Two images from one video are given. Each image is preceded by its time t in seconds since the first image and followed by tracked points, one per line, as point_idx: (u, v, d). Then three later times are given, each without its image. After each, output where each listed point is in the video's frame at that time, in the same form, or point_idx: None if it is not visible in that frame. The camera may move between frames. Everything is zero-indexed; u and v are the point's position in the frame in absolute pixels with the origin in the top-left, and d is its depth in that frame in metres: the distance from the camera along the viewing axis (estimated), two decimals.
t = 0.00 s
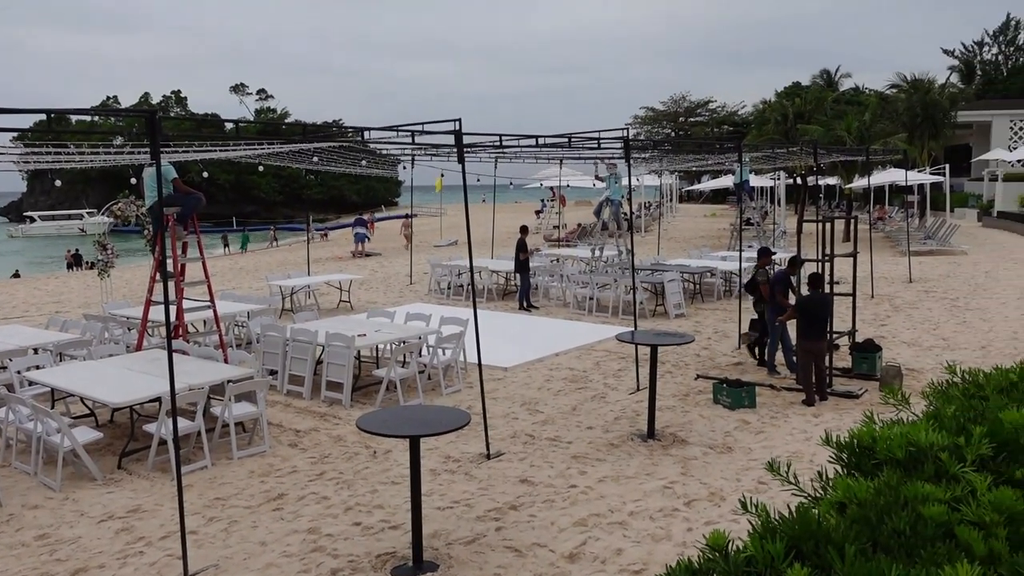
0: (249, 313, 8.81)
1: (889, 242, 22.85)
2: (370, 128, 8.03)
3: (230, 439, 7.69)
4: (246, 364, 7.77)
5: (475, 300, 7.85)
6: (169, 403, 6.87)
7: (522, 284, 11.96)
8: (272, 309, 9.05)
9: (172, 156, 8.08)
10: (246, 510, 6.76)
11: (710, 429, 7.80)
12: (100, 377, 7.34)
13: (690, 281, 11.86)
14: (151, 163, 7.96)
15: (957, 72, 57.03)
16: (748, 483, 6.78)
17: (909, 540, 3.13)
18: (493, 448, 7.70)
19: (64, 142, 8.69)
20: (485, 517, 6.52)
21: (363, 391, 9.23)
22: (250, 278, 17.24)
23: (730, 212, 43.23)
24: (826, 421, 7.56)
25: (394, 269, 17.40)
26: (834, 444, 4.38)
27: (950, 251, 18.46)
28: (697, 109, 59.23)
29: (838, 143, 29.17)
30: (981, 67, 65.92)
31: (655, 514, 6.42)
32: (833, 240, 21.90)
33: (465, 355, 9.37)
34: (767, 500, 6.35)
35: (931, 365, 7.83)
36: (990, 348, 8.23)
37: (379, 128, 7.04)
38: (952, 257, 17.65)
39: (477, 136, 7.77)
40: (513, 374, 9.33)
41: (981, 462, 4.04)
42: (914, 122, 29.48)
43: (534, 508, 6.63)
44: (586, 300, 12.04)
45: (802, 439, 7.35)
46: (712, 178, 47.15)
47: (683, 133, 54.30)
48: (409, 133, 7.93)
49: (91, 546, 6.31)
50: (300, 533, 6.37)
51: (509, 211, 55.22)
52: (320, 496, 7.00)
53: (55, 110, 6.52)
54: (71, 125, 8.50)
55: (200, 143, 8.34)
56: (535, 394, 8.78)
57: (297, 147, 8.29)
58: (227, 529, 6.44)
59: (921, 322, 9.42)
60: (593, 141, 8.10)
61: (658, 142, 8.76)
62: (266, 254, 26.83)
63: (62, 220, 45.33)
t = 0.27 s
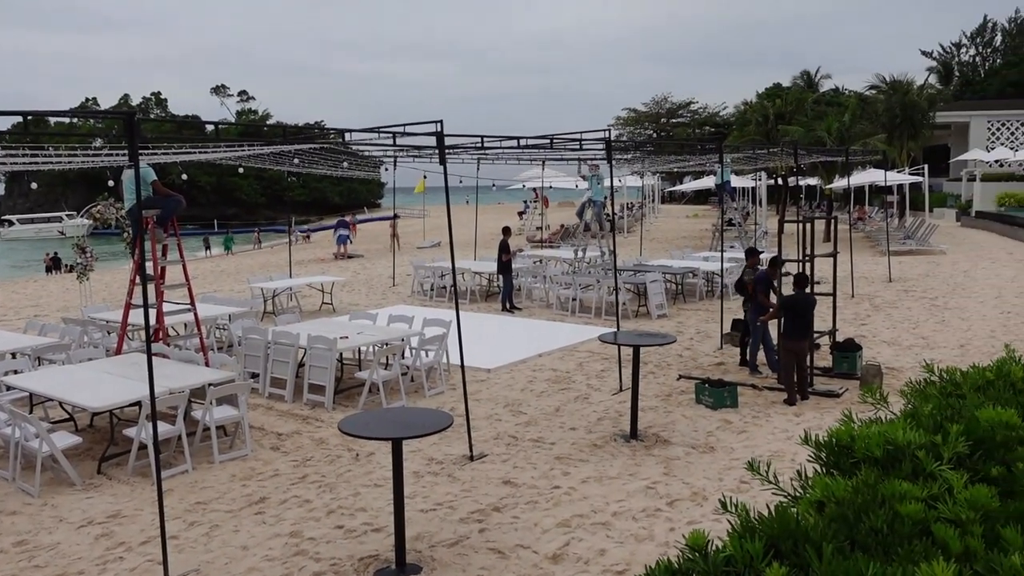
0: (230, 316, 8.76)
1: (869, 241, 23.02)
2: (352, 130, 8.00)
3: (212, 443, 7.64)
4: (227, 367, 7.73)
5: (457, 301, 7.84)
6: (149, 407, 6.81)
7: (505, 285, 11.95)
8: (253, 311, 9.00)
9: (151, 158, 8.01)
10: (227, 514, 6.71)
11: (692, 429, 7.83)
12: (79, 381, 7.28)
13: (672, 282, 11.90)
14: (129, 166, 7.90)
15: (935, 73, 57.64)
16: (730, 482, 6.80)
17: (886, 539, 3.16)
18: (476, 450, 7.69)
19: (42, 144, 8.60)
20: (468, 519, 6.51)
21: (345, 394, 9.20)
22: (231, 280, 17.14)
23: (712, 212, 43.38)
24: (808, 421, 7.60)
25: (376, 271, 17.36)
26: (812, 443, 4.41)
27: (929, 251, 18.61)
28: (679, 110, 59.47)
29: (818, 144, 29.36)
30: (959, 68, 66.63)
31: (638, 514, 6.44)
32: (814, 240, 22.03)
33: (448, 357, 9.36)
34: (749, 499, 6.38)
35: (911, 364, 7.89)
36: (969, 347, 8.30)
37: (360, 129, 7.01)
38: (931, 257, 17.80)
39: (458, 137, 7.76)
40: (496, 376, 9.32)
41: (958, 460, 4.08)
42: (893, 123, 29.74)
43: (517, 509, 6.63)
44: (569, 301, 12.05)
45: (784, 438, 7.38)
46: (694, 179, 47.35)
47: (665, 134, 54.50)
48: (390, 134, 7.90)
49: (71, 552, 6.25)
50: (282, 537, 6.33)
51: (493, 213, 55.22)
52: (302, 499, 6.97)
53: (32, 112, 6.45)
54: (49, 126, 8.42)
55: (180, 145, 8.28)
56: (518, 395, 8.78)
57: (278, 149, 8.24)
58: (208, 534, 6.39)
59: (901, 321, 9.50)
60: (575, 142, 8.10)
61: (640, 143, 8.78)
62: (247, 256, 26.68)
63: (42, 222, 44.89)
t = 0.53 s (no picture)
0: (211, 318, 8.71)
1: (849, 242, 23.21)
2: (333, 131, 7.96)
3: (192, 446, 7.59)
4: (209, 370, 7.68)
5: (439, 303, 7.84)
6: (129, 410, 6.75)
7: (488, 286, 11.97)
8: (234, 314, 8.96)
9: (131, 159, 7.94)
10: (209, 518, 6.67)
11: (674, 428, 7.86)
12: (57, 384, 7.21)
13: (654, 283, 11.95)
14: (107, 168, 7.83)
15: (914, 74, 58.29)
16: (712, 482, 6.84)
17: (865, 537, 3.23)
18: (459, 451, 7.69)
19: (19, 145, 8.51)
20: (451, 520, 6.50)
21: (327, 396, 9.17)
22: (212, 283, 17.03)
23: (694, 213, 43.58)
24: (789, 420, 7.65)
25: (359, 272, 17.32)
26: (793, 443, 4.47)
27: (908, 251, 18.79)
28: (661, 111, 59.73)
29: (799, 145, 29.58)
30: (936, 70, 67.40)
31: (621, 514, 6.46)
32: (795, 240, 22.20)
33: (430, 359, 9.35)
34: (731, 498, 6.42)
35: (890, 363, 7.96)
36: (948, 346, 8.39)
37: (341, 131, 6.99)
38: (910, 257, 17.98)
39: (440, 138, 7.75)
40: (479, 377, 9.32)
41: (936, 458, 4.14)
42: (873, 124, 30.01)
43: (501, 510, 6.64)
44: (552, 301, 12.07)
45: (765, 437, 7.43)
46: (676, 180, 47.55)
47: (648, 135, 54.71)
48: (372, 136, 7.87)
49: (50, 557, 6.18)
50: (264, 540, 6.30)
51: (476, 214, 55.19)
52: (284, 502, 6.93)
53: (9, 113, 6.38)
54: (27, 127, 8.33)
55: (159, 146, 8.21)
56: (501, 397, 8.78)
57: (259, 150, 8.20)
58: (189, 538, 6.34)
59: (881, 321, 9.58)
60: (557, 143, 8.12)
61: (622, 144, 8.81)
62: (228, 258, 26.52)
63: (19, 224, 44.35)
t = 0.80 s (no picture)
0: (193, 320, 8.66)
1: (831, 242, 23.40)
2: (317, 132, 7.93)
3: (175, 448, 7.54)
4: (191, 372, 7.63)
5: (423, 304, 7.83)
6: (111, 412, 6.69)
7: (472, 287, 11.97)
8: (216, 315, 8.91)
9: (112, 160, 7.88)
10: (191, 520, 6.62)
11: (658, 428, 7.90)
12: (37, 387, 7.14)
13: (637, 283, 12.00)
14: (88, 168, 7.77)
15: (893, 77, 58.94)
16: (695, 481, 6.88)
17: (847, 533, 3.38)
18: (443, 452, 7.68)
19: None
20: (435, 521, 6.51)
21: (310, 397, 9.14)
22: (194, 284, 16.92)
23: (677, 213, 43.80)
24: (771, 419, 7.69)
25: (342, 273, 17.26)
26: (777, 440, 4.55)
27: (889, 251, 18.96)
28: (644, 112, 59.95)
29: (780, 146, 29.79)
30: (916, 72, 68.20)
31: (605, 514, 6.48)
32: (776, 240, 22.36)
33: (414, 359, 9.34)
34: (714, 497, 6.45)
35: (871, 362, 8.03)
36: (927, 345, 8.47)
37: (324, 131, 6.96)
38: (890, 257, 18.15)
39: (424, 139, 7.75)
40: (462, 377, 9.32)
41: (916, 455, 4.21)
42: (853, 125, 30.30)
43: (485, 511, 6.64)
44: (535, 302, 12.10)
45: (748, 436, 7.48)
46: (659, 180, 47.72)
47: (630, 136, 54.90)
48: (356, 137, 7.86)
49: (30, 561, 6.12)
50: (248, 542, 6.27)
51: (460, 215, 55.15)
52: (267, 504, 6.90)
53: None
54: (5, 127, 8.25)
55: (140, 147, 8.15)
56: (485, 397, 8.79)
57: (242, 150, 8.16)
58: (172, 540, 6.30)
59: (862, 320, 9.66)
60: (540, 144, 8.14)
61: (605, 144, 8.84)
62: (209, 259, 26.34)
63: None
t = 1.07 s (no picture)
0: (176, 323, 8.62)
1: (812, 242, 23.61)
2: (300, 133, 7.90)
3: (158, 452, 7.50)
4: (174, 375, 7.59)
5: (407, 306, 7.85)
6: (94, 417, 6.65)
7: (456, 288, 11.98)
8: (200, 318, 8.88)
9: (94, 162, 7.82)
10: (175, 524, 6.59)
11: (642, 428, 7.94)
12: (19, 391, 7.09)
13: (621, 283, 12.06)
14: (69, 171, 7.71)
15: (873, 77, 59.45)
16: (680, 480, 6.92)
17: (827, 528, 3.46)
18: (428, 453, 7.69)
19: None
20: (421, 522, 6.51)
21: (294, 400, 9.12)
22: (176, 287, 16.82)
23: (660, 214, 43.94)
24: (755, 417, 7.75)
25: (325, 275, 17.22)
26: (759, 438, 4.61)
27: (869, 250, 19.15)
28: (627, 113, 60.17)
29: (762, 147, 30.02)
30: (895, 72, 68.77)
31: (590, 514, 6.52)
32: (759, 241, 22.52)
33: (399, 361, 9.34)
34: (698, 495, 6.50)
35: (854, 360, 8.10)
36: (908, 343, 8.56)
37: (306, 133, 6.92)
38: (871, 256, 18.33)
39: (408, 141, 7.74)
40: (447, 379, 9.33)
41: (896, 452, 4.25)
42: (834, 125, 30.60)
43: (471, 512, 6.66)
44: (520, 303, 12.12)
45: (732, 435, 7.54)
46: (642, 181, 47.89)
47: (613, 137, 55.09)
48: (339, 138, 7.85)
49: (12, 568, 6.07)
50: (233, 546, 6.24)
51: (444, 216, 55.10)
52: (252, 507, 6.88)
53: None
54: None
55: (122, 149, 8.11)
56: (470, 399, 8.80)
57: (225, 152, 8.12)
58: (156, 545, 6.26)
59: (843, 319, 9.75)
60: (524, 145, 8.16)
61: (588, 146, 8.88)
62: (191, 262, 26.18)
63: None
